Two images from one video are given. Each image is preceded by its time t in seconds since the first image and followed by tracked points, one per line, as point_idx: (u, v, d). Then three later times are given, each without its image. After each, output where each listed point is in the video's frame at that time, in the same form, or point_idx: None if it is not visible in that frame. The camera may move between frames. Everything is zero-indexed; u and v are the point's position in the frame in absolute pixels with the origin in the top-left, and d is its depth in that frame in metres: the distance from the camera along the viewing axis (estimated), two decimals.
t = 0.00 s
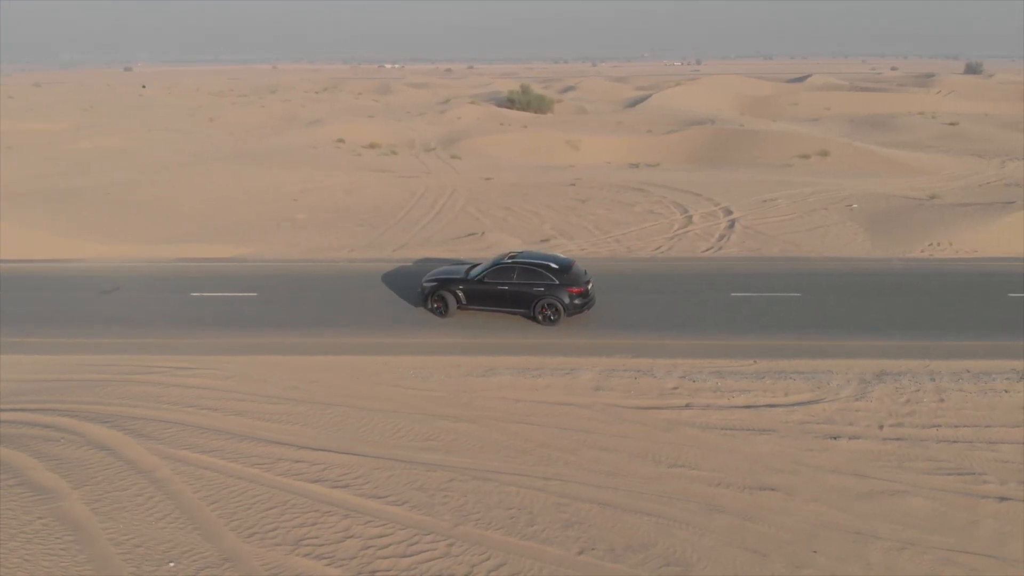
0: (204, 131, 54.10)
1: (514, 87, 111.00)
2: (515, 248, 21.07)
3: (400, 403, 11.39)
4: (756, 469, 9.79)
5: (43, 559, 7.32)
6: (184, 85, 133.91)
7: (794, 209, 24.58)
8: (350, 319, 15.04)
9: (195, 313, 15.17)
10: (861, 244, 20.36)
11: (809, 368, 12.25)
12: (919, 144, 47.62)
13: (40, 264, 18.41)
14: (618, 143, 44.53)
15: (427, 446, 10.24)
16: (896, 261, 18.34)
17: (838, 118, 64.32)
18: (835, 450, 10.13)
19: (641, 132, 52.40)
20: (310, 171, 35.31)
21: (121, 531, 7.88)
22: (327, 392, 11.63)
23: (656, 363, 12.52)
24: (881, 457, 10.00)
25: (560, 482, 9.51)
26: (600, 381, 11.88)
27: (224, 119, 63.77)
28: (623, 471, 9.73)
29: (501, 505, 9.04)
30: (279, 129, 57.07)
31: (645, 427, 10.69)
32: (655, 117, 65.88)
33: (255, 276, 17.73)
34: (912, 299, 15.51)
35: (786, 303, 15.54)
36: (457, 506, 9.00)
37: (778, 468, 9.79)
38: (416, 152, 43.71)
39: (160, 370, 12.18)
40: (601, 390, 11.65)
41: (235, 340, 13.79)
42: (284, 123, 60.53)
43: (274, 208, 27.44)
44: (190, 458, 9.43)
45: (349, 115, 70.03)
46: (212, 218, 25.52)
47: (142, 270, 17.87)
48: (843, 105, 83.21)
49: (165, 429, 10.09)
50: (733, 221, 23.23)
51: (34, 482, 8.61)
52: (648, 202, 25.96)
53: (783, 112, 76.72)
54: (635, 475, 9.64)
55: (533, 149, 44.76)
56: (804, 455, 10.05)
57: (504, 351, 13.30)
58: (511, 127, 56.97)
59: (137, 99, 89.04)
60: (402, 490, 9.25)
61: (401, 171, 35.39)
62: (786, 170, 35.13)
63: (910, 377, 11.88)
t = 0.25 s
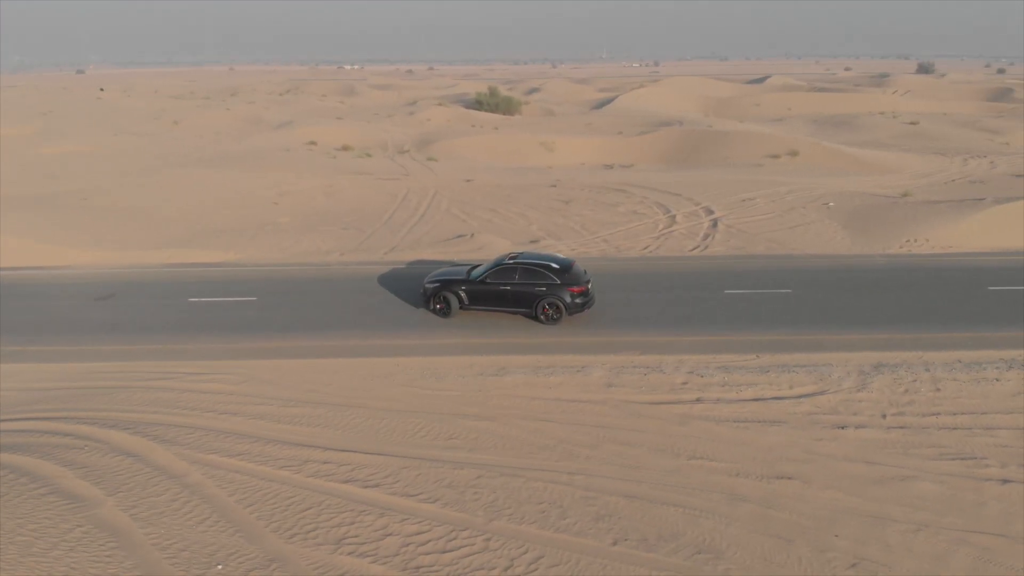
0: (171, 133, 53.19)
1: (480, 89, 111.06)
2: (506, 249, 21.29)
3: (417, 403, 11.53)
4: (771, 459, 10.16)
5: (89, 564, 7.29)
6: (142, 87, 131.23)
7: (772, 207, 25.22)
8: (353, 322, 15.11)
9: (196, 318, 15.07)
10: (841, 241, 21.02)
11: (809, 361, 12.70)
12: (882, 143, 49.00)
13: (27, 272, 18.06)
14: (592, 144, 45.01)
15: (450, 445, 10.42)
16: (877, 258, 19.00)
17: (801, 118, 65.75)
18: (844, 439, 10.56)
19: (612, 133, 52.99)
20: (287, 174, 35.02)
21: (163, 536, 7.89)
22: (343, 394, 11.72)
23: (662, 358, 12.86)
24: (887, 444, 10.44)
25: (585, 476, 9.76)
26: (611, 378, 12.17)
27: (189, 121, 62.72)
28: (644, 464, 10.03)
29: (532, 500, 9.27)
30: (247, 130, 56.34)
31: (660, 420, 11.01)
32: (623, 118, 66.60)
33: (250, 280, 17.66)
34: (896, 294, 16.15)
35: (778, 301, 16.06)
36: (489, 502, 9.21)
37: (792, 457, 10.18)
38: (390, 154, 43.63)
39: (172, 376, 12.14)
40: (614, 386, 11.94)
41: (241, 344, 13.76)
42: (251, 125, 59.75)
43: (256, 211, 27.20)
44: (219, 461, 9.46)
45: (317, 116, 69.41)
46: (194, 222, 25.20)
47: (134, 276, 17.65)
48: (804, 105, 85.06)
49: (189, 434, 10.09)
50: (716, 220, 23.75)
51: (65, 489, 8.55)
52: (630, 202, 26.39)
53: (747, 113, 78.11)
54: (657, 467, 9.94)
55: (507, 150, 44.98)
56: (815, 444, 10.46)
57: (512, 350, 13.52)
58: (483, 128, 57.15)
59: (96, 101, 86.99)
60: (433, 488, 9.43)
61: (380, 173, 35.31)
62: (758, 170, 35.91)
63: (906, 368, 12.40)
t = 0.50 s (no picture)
0: (142, 135, 52.34)
1: (451, 90, 110.94)
2: (497, 250, 21.45)
3: (432, 403, 11.66)
4: (782, 450, 10.49)
5: (131, 568, 7.30)
6: (104, 89, 128.64)
7: (755, 207, 25.75)
8: (356, 324, 15.16)
9: (197, 322, 15.00)
10: (824, 239, 21.58)
11: (809, 356, 13.09)
12: (851, 143, 50.11)
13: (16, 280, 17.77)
14: (569, 145, 45.33)
15: (469, 444, 10.58)
16: (862, 256, 19.55)
17: (771, 119, 66.87)
18: (849, 430, 10.93)
19: (587, 134, 53.42)
20: (267, 176, 34.73)
21: (200, 538, 7.93)
22: (357, 396, 11.79)
23: (667, 355, 13.15)
24: (891, 434, 10.84)
25: (605, 471, 9.98)
26: (620, 375, 12.42)
27: (159, 122, 61.71)
28: (660, 458, 10.29)
29: (555, 494, 9.48)
30: (219, 131, 55.66)
31: (671, 415, 11.28)
32: (597, 119, 67.12)
33: (246, 284, 17.60)
34: (884, 291, 16.72)
35: (771, 298, 16.51)
36: (514, 497, 9.39)
37: (802, 448, 10.51)
38: (369, 156, 43.50)
39: (182, 380, 12.11)
40: (623, 383, 12.19)
41: (246, 347, 13.74)
42: (223, 126, 58.98)
43: (240, 215, 27.00)
44: (244, 464, 9.51)
45: (289, 117, 68.77)
46: (179, 225, 24.94)
47: (128, 282, 17.47)
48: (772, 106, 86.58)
49: (209, 438, 10.11)
50: (701, 219, 24.18)
51: (93, 495, 8.53)
52: (615, 202, 26.72)
53: (717, 113, 79.20)
54: (673, 461, 10.21)
55: (486, 151, 45.14)
56: (822, 435, 10.81)
57: (518, 349, 13.71)
58: (459, 130, 57.17)
59: (60, 103, 85.15)
60: (457, 486, 9.58)
61: (361, 175, 35.22)
62: (735, 170, 36.57)
63: (902, 361, 12.85)
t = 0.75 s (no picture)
0: (108, 139, 51.35)
1: (418, 92, 110.62)
2: (488, 252, 21.65)
3: (447, 404, 11.82)
4: (791, 441, 10.87)
5: (179, 570, 7.34)
6: (61, 91, 125.52)
7: (735, 206, 26.33)
8: (359, 326, 15.23)
9: (199, 327, 14.94)
10: (806, 238, 22.19)
11: (807, 350, 13.54)
12: (818, 143, 51.28)
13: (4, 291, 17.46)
14: (545, 146, 45.65)
15: (489, 442, 10.78)
16: (844, 253, 20.17)
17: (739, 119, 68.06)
18: (853, 421, 11.37)
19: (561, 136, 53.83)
20: (244, 180, 34.39)
21: (241, 540, 7.99)
22: (372, 397, 11.91)
23: (670, 352, 13.49)
24: (892, 424, 11.31)
25: (624, 466, 10.26)
26: (628, 372, 12.71)
27: (124, 124, 60.54)
28: (676, 451, 10.60)
29: (579, 489, 9.73)
30: (188, 134, 54.86)
31: (682, 410, 11.60)
32: (568, 120, 67.61)
33: (243, 288, 17.54)
34: (869, 287, 17.33)
35: (763, 294, 17.00)
36: (539, 492, 9.62)
37: (810, 439, 10.92)
38: (345, 158, 43.32)
39: (195, 385, 12.10)
40: (632, 379, 12.49)
41: (253, 352, 13.75)
42: (191, 128, 58.13)
43: (223, 219, 26.76)
44: (272, 466, 9.58)
45: (257, 120, 67.98)
46: (162, 230, 24.64)
47: (122, 289, 17.27)
48: (738, 108, 88.08)
49: (232, 441, 10.16)
50: (684, 219, 24.64)
51: (127, 500, 8.53)
52: (599, 203, 27.08)
53: (684, 114, 80.30)
54: (689, 454, 10.53)
55: (462, 153, 45.25)
56: (828, 426, 11.23)
57: (525, 349, 13.92)
58: (432, 132, 57.17)
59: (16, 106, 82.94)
60: (483, 482, 9.78)
61: (340, 178, 35.09)
62: (710, 171, 37.26)
63: (895, 353, 13.36)
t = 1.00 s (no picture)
0: (79, 142, 50.43)
1: (391, 93, 110.22)
2: (480, 253, 21.82)
3: (460, 403, 11.99)
4: (798, 433, 11.24)
5: (220, 570, 7.42)
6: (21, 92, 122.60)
7: (719, 206, 26.82)
8: (362, 328, 15.31)
9: (201, 331, 14.89)
10: (790, 237, 22.74)
11: (804, 345, 13.95)
12: (791, 143, 52.27)
13: None
14: (524, 147, 45.89)
15: (505, 439, 10.98)
16: (829, 253, 20.74)
17: (712, 120, 69.00)
18: (854, 412, 11.78)
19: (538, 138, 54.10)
20: (225, 182, 34.08)
21: (277, 539, 8.09)
22: (385, 398, 12.04)
23: (673, 349, 13.80)
24: (891, 415, 11.73)
25: (640, 459, 10.54)
26: (634, 368, 12.99)
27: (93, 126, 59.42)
28: (688, 444, 10.90)
29: (598, 483, 9.98)
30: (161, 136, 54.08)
31: (690, 405, 11.91)
32: (543, 122, 67.95)
33: (240, 291, 17.49)
34: (856, 285, 17.91)
35: (755, 293, 17.48)
36: (560, 487, 9.85)
37: (815, 430, 11.30)
38: (324, 161, 43.12)
39: (206, 389, 12.10)
40: (639, 375, 12.78)
41: (260, 354, 13.76)
42: (163, 131, 57.30)
43: (208, 222, 26.54)
44: (296, 466, 9.68)
45: (230, 121, 67.20)
46: (147, 234, 24.37)
47: (116, 294, 17.11)
48: (709, 109, 89.23)
49: (252, 443, 10.22)
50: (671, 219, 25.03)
51: (157, 504, 8.56)
52: (585, 203, 27.39)
53: (657, 116, 81.12)
54: (701, 447, 10.83)
55: (442, 154, 45.30)
56: (831, 418, 11.63)
57: (530, 348, 14.13)
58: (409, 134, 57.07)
59: None
60: (504, 478, 9.98)
61: (322, 180, 34.96)
62: (689, 171, 37.81)
63: (888, 347, 13.84)
